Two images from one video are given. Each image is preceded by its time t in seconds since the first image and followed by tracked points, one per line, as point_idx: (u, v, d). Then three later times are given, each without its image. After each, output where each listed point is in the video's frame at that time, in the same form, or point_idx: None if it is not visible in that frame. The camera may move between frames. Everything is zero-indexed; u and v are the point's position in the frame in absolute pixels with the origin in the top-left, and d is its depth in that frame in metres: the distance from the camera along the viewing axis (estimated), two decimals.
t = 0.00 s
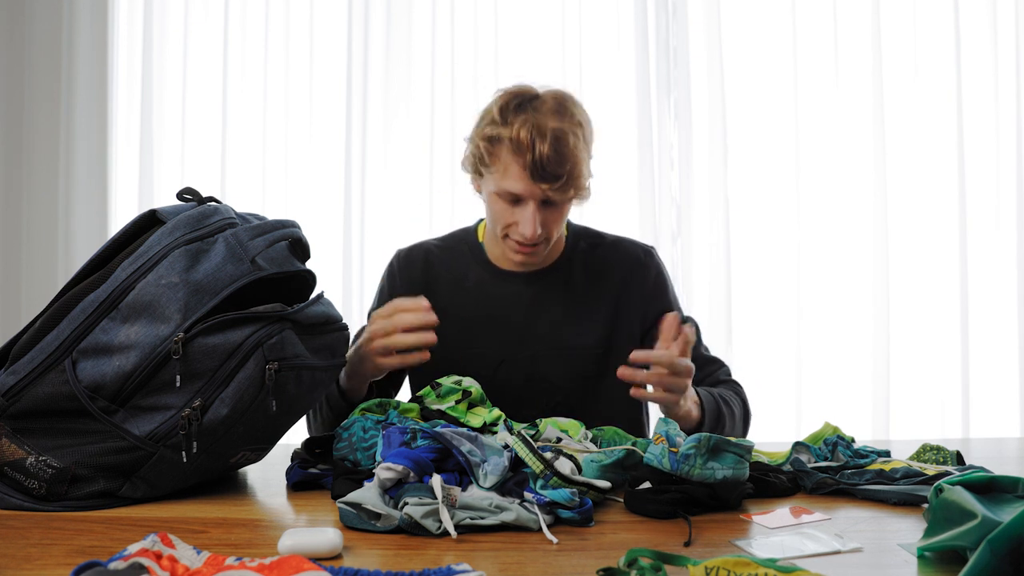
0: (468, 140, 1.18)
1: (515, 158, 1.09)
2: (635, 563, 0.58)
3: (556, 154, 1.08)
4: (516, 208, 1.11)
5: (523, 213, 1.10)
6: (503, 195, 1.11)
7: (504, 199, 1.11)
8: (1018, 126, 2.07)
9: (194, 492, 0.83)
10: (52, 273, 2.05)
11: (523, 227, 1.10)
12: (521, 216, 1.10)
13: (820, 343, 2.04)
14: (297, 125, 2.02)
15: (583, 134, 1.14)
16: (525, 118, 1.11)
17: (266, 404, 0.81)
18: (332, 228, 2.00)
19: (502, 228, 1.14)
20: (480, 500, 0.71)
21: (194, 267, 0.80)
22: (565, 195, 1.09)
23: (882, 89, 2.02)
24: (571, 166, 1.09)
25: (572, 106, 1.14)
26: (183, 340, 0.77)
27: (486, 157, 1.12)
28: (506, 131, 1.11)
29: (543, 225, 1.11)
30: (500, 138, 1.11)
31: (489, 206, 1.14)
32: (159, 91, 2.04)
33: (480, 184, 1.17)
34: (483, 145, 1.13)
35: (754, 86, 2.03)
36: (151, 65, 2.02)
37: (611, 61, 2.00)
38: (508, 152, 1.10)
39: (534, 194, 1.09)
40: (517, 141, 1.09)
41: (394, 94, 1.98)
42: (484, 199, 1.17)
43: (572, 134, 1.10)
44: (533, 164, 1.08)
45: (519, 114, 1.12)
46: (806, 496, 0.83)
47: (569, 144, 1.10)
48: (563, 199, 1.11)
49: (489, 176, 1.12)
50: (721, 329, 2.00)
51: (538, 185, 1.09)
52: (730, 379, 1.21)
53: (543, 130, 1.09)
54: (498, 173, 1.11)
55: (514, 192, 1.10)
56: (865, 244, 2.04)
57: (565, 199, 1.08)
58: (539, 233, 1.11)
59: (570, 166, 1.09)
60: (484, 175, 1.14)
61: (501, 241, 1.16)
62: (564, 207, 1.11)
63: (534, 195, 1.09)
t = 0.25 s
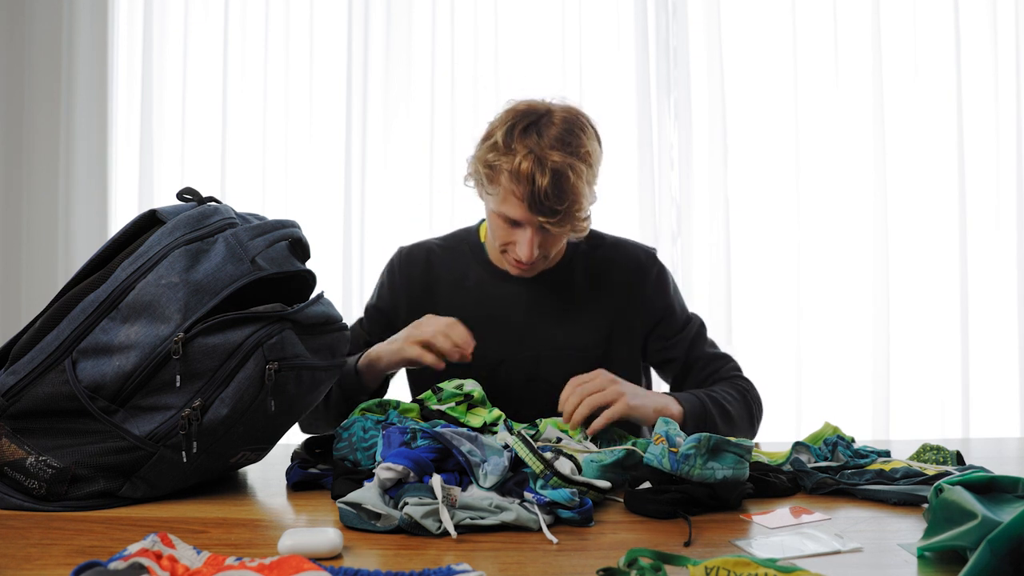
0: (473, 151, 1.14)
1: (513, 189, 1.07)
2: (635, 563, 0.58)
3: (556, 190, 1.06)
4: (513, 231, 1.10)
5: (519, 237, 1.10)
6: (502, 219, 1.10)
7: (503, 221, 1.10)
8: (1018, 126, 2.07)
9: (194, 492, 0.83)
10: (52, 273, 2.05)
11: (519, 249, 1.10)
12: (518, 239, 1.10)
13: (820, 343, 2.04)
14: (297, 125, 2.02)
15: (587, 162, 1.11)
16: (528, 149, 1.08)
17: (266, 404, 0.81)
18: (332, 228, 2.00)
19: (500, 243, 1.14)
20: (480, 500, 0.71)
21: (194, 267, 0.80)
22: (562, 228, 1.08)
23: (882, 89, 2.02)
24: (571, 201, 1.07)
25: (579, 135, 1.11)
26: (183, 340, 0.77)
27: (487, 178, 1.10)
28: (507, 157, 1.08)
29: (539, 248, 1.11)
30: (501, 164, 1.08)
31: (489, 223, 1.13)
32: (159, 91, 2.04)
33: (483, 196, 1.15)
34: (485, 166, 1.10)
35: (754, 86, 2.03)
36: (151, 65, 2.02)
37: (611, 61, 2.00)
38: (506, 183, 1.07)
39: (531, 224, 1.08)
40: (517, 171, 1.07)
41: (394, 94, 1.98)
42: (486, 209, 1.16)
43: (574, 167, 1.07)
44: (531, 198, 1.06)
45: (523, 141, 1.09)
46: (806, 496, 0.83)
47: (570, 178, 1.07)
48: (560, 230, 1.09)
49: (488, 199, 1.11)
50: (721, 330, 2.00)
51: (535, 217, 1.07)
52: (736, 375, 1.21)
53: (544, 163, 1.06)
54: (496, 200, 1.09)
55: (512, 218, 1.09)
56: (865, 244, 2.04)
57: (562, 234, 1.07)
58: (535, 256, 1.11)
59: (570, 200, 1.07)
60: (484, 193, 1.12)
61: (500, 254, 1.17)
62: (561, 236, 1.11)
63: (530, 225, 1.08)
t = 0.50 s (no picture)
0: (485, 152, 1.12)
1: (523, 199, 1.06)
2: (635, 563, 0.58)
3: (566, 202, 1.05)
4: (522, 236, 1.11)
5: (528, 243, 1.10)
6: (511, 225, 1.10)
7: (511, 227, 1.10)
8: (1018, 126, 2.07)
9: (194, 492, 0.83)
10: (52, 273, 2.05)
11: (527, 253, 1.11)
12: (526, 244, 1.11)
13: (819, 343, 2.04)
14: (297, 125, 2.02)
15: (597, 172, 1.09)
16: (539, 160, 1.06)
17: (266, 404, 0.81)
18: (332, 228, 2.00)
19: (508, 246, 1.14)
20: (480, 500, 0.71)
21: (194, 267, 0.80)
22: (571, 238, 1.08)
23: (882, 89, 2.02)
24: (580, 213, 1.06)
25: (591, 143, 1.10)
26: (183, 340, 0.77)
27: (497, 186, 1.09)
28: (517, 167, 1.07)
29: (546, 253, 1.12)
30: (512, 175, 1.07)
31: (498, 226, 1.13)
32: (159, 91, 2.04)
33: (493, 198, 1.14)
34: (495, 175, 1.09)
35: (754, 86, 2.03)
36: (151, 65, 2.02)
37: (611, 61, 2.00)
38: (516, 194, 1.06)
39: (540, 231, 1.08)
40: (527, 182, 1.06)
41: (394, 94, 1.98)
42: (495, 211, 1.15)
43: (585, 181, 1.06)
44: (541, 211, 1.05)
45: (534, 151, 1.08)
46: (806, 496, 0.83)
47: (581, 191, 1.06)
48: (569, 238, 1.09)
49: (497, 205, 1.10)
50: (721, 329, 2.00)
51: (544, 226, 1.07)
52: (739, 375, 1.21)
53: (555, 177, 1.05)
54: (505, 207, 1.09)
55: (520, 227, 1.09)
56: (865, 244, 2.04)
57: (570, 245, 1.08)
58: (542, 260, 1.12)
59: (579, 212, 1.07)
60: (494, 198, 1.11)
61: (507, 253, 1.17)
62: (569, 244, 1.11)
63: (539, 233, 1.08)
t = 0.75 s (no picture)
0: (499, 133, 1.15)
1: (541, 171, 1.09)
2: (635, 563, 0.58)
3: (583, 173, 1.08)
4: (535, 213, 1.12)
5: (542, 219, 1.12)
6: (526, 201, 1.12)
7: (526, 203, 1.12)
8: (1018, 126, 2.07)
9: (194, 492, 0.83)
10: (52, 273, 2.05)
11: (541, 232, 1.13)
12: (540, 221, 1.12)
13: (819, 343, 2.04)
14: (297, 125, 2.02)
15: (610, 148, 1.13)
16: (556, 133, 1.09)
17: (266, 404, 0.81)
18: (332, 228, 2.00)
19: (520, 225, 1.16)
20: (480, 500, 0.71)
21: (194, 267, 0.80)
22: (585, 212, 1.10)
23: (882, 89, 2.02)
24: (596, 182, 1.09)
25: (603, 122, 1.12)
26: (183, 340, 0.77)
27: (514, 160, 1.11)
28: (535, 141, 1.09)
29: (561, 231, 1.13)
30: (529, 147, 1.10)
31: (511, 206, 1.15)
32: (158, 91, 2.04)
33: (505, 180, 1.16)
34: (512, 149, 1.11)
35: (754, 86, 2.03)
36: (151, 65, 2.02)
37: (611, 61, 2.00)
38: (534, 164, 1.09)
39: (556, 206, 1.10)
40: (546, 155, 1.08)
41: (394, 94, 1.98)
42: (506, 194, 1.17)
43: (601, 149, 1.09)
44: (558, 178, 1.08)
45: (550, 127, 1.10)
46: (806, 496, 0.83)
47: (597, 162, 1.09)
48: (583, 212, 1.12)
49: (513, 181, 1.12)
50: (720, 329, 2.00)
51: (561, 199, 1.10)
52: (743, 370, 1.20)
53: (572, 146, 1.08)
54: (522, 181, 1.11)
55: (536, 200, 1.11)
56: (865, 244, 2.04)
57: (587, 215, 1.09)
58: (555, 238, 1.14)
59: (594, 183, 1.09)
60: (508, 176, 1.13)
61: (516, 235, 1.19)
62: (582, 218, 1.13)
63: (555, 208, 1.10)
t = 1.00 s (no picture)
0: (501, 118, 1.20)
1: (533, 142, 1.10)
2: (635, 563, 0.58)
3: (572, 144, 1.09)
4: (526, 188, 1.11)
5: (531, 193, 1.11)
6: (518, 175, 1.12)
7: (517, 179, 1.12)
8: (1018, 126, 2.06)
9: (194, 492, 0.83)
10: (52, 273, 2.05)
11: (529, 208, 1.11)
12: (529, 197, 1.11)
13: (819, 343, 2.04)
14: (297, 125, 2.02)
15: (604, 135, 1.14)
16: (550, 109, 1.12)
17: (266, 404, 0.81)
18: (332, 228, 2.00)
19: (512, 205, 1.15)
20: (480, 500, 0.71)
21: (194, 267, 0.80)
22: (574, 184, 1.09)
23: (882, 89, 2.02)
24: (584, 156, 1.09)
25: (599, 108, 1.15)
26: (183, 340, 0.77)
27: (510, 134, 1.14)
28: (530, 116, 1.12)
29: (548, 210, 1.11)
30: (523, 121, 1.13)
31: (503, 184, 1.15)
32: (158, 91, 2.04)
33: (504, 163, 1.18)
34: (510, 124, 1.14)
35: (754, 86, 2.03)
36: (151, 64, 2.02)
37: (611, 61, 2.00)
38: (526, 136, 1.11)
39: (546, 179, 1.09)
40: (538, 127, 1.10)
41: (394, 94, 1.98)
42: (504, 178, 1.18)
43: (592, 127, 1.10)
44: (547, 148, 1.08)
45: (546, 105, 1.13)
46: (806, 496, 0.83)
47: (586, 137, 1.10)
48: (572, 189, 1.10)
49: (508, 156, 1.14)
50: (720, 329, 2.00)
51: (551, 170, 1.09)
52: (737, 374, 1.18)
53: (564, 120, 1.11)
54: (516, 154, 1.11)
55: (527, 173, 1.10)
56: (865, 244, 2.04)
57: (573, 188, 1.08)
58: (544, 216, 1.12)
59: (583, 156, 1.09)
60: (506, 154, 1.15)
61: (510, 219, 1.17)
62: (572, 196, 1.12)
63: (545, 179, 1.09)
